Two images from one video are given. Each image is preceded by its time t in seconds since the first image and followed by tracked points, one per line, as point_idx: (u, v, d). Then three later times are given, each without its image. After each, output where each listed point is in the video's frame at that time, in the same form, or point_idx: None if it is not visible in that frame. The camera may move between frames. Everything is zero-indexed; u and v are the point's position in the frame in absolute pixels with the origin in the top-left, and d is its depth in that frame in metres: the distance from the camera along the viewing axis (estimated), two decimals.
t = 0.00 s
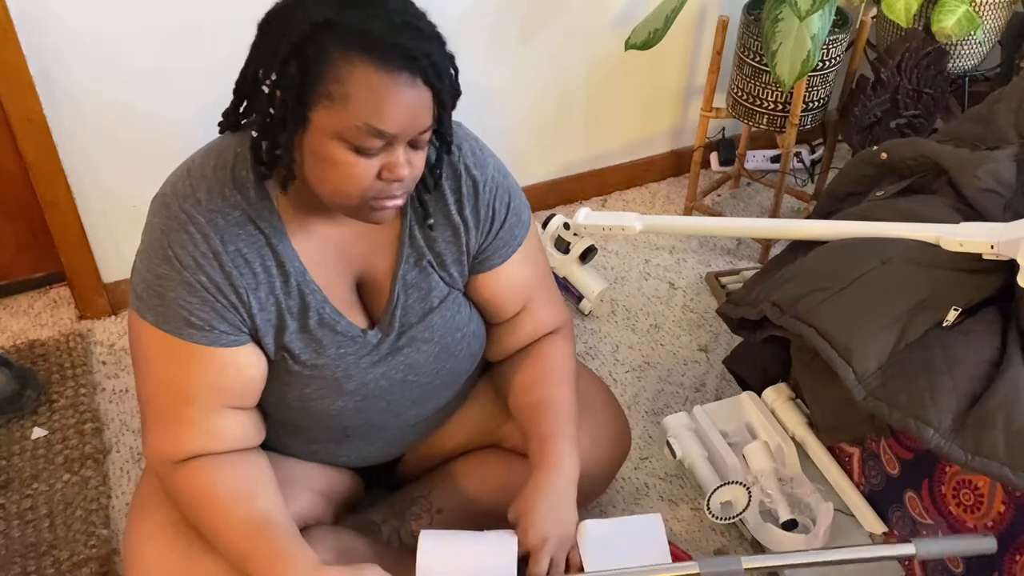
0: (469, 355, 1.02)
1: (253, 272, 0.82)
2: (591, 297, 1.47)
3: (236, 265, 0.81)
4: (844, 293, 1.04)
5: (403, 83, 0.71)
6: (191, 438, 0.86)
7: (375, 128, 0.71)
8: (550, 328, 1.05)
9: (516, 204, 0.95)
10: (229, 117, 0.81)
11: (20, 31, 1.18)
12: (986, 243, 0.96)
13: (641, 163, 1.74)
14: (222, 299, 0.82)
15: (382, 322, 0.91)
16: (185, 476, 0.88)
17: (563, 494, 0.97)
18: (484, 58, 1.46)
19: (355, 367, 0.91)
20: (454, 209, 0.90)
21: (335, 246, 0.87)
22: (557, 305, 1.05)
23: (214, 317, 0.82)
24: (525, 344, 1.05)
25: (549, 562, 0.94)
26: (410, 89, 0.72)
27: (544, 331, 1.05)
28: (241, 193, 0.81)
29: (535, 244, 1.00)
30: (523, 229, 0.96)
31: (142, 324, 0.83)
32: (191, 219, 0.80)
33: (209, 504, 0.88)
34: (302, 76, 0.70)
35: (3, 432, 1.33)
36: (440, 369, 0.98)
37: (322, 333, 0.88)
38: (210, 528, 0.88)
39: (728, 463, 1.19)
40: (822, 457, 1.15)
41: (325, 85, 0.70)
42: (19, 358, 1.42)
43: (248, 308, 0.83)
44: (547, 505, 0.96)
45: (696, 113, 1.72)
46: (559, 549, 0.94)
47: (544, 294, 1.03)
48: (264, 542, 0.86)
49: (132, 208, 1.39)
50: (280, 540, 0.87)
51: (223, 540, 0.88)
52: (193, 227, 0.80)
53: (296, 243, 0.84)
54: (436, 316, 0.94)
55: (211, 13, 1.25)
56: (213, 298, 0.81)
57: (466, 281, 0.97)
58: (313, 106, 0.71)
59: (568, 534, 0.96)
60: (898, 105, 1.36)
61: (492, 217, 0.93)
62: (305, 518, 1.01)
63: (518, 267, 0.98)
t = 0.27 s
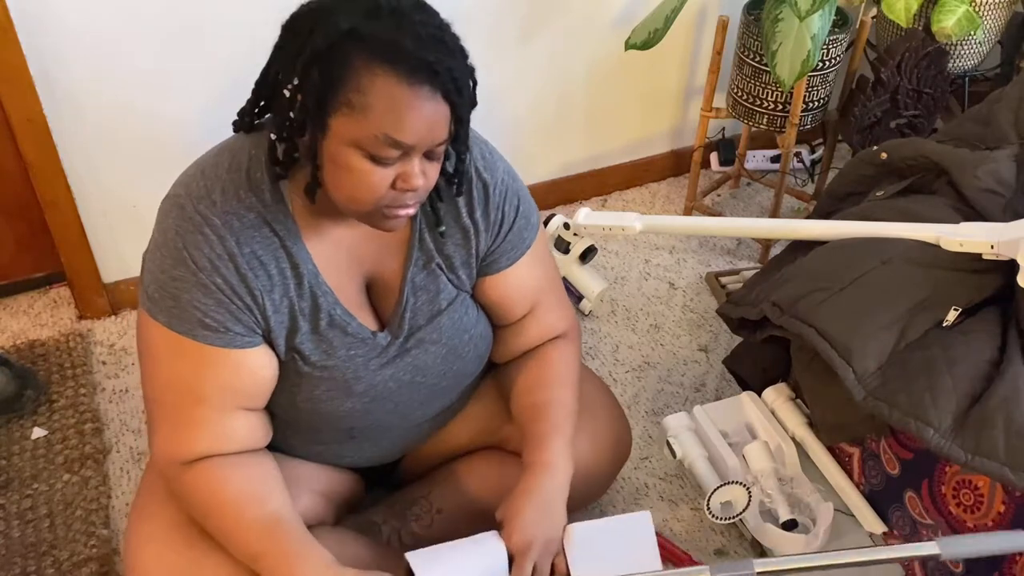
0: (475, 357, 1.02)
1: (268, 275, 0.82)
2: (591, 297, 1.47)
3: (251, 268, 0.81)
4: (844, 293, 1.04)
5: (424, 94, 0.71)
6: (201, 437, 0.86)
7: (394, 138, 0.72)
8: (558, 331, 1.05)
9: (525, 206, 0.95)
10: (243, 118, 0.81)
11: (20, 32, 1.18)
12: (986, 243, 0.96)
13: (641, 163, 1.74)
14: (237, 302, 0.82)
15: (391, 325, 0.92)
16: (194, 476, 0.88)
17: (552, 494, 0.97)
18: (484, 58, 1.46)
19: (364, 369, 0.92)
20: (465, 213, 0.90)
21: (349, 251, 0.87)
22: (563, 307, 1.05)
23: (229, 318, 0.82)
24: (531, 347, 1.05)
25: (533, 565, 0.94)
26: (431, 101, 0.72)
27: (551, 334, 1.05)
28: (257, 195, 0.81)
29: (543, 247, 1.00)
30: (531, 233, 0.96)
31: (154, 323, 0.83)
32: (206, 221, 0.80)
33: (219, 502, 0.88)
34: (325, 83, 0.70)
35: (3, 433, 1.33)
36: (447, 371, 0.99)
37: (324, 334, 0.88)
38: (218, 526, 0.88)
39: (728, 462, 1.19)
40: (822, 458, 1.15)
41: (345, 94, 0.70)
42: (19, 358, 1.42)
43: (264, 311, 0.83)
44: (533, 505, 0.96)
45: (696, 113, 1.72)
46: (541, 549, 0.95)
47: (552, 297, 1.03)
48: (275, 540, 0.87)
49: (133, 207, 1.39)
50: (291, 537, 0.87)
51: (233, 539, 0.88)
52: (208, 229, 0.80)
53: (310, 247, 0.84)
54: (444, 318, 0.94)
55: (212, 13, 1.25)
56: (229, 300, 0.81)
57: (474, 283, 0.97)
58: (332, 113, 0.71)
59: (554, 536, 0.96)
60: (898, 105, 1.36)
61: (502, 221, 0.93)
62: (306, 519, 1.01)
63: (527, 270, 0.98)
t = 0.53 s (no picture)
0: (477, 359, 1.02)
1: (271, 275, 0.83)
2: (591, 297, 1.47)
3: (254, 268, 0.81)
4: (844, 293, 1.04)
5: (429, 101, 0.71)
6: (203, 437, 0.86)
7: (396, 143, 0.71)
8: (560, 333, 1.05)
9: (529, 210, 0.95)
10: (249, 118, 0.81)
11: (20, 32, 1.18)
12: (986, 243, 0.96)
13: (641, 163, 1.74)
14: (239, 302, 0.82)
15: (395, 327, 0.92)
16: (196, 476, 0.88)
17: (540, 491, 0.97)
18: (484, 58, 1.46)
19: (366, 370, 0.92)
20: (468, 215, 0.90)
21: (352, 253, 0.88)
22: (565, 309, 1.05)
23: (232, 319, 0.82)
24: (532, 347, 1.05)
25: (512, 562, 0.95)
26: (434, 108, 0.72)
27: (553, 336, 1.05)
28: (262, 196, 0.81)
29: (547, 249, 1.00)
30: (535, 236, 0.96)
31: (157, 323, 0.83)
32: (211, 221, 0.80)
33: (221, 502, 0.88)
34: (330, 85, 0.70)
35: (3, 433, 1.33)
36: (448, 373, 0.99)
37: (325, 334, 0.88)
38: (218, 525, 0.88)
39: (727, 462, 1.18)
40: (822, 457, 1.15)
41: (350, 97, 0.70)
42: (19, 358, 1.42)
43: (267, 311, 0.84)
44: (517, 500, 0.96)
45: (696, 113, 1.72)
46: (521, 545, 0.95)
47: (554, 301, 1.03)
48: (276, 540, 0.87)
49: (133, 207, 1.39)
50: (292, 538, 0.87)
51: (234, 539, 0.88)
52: (213, 229, 0.80)
53: (314, 248, 0.84)
54: (446, 320, 0.94)
55: (212, 13, 1.25)
56: (232, 300, 0.81)
57: (477, 285, 0.98)
58: (336, 115, 0.71)
59: (537, 534, 0.97)
60: (898, 105, 1.36)
61: (505, 224, 0.93)
62: (306, 519, 1.01)
63: (530, 272, 0.98)
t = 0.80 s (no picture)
0: (477, 359, 1.02)
1: (270, 273, 0.83)
2: (592, 297, 1.47)
3: (254, 267, 0.81)
4: (843, 294, 1.04)
5: (424, 101, 0.71)
6: (203, 434, 0.86)
7: (391, 143, 0.71)
8: (560, 332, 1.05)
9: (529, 208, 0.95)
10: (248, 116, 0.81)
11: (20, 32, 1.17)
12: (987, 243, 0.96)
13: (641, 163, 1.74)
14: (238, 300, 0.82)
15: (395, 328, 0.92)
16: (195, 472, 0.88)
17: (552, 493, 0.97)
18: (484, 58, 1.46)
19: (366, 371, 0.92)
20: (468, 215, 0.90)
21: (351, 252, 0.88)
22: (564, 308, 1.05)
23: (231, 318, 0.82)
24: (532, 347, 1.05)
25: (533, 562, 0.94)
26: (430, 108, 0.71)
27: (553, 335, 1.05)
28: (261, 195, 0.81)
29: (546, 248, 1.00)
30: (534, 234, 0.96)
31: (157, 322, 0.83)
32: (210, 219, 0.80)
33: (220, 498, 0.88)
34: (326, 84, 0.70)
35: (3, 433, 1.33)
36: (448, 373, 0.99)
37: (325, 334, 0.88)
38: (217, 522, 0.88)
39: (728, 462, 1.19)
40: (823, 457, 1.14)
41: (343, 96, 0.70)
42: (19, 358, 1.42)
43: (266, 310, 0.83)
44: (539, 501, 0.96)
45: (696, 113, 1.72)
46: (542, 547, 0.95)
47: (553, 300, 1.03)
48: (274, 536, 0.87)
49: (133, 207, 1.39)
50: (290, 533, 0.87)
51: (233, 534, 0.88)
52: (212, 228, 0.80)
53: (312, 247, 0.84)
54: (446, 320, 0.94)
55: (211, 13, 1.25)
56: (232, 299, 0.81)
57: (477, 285, 0.98)
58: (332, 114, 0.71)
59: (555, 533, 0.97)
60: (898, 105, 1.36)
61: (505, 223, 0.93)
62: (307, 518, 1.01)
63: (529, 271, 0.98)
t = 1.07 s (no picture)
0: (475, 359, 1.01)
1: (264, 273, 0.83)
2: (592, 297, 1.47)
3: (248, 267, 0.81)
4: (843, 294, 1.04)
5: (419, 98, 0.70)
6: (194, 432, 0.87)
7: (387, 141, 0.71)
8: (560, 333, 1.05)
9: (527, 207, 0.95)
10: (245, 117, 0.81)
11: (20, 32, 1.17)
12: (987, 244, 0.95)
13: (642, 163, 1.74)
14: (232, 301, 0.82)
15: (391, 327, 0.92)
16: (180, 468, 0.87)
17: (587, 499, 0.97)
18: (484, 58, 1.46)
19: (363, 372, 0.92)
20: (466, 213, 0.90)
21: (348, 252, 0.87)
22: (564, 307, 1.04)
23: (224, 317, 0.82)
24: (532, 347, 1.05)
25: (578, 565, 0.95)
26: (427, 105, 0.71)
27: (552, 334, 1.04)
28: (257, 195, 0.81)
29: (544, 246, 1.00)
30: (532, 233, 0.96)
31: (152, 320, 0.83)
32: (205, 218, 0.80)
33: (199, 490, 0.87)
34: (325, 82, 0.70)
35: (3, 432, 1.33)
36: (446, 373, 0.98)
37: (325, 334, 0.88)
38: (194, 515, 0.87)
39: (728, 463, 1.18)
40: (822, 458, 1.15)
41: (340, 94, 0.70)
42: (19, 358, 1.42)
43: (259, 310, 0.83)
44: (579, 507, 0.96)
45: (696, 113, 1.72)
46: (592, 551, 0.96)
47: (552, 300, 1.03)
48: (243, 528, 0.85)
49: (133, 207, 1.39)
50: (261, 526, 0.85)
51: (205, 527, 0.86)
52: (207, 228, 0.80)
53: (309, 248, 0.84)
54: (443, 320, 0.94)
55: (210, 13, 1.25)
56: (224, 299, 0.82)
57: (475, 284, 0.98)
58: (328, 112, 0.71)
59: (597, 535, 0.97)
60: (898, 105, 1.36)
61: (503, 221, 0.93)
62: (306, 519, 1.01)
63: (527, 270, 0.98)
